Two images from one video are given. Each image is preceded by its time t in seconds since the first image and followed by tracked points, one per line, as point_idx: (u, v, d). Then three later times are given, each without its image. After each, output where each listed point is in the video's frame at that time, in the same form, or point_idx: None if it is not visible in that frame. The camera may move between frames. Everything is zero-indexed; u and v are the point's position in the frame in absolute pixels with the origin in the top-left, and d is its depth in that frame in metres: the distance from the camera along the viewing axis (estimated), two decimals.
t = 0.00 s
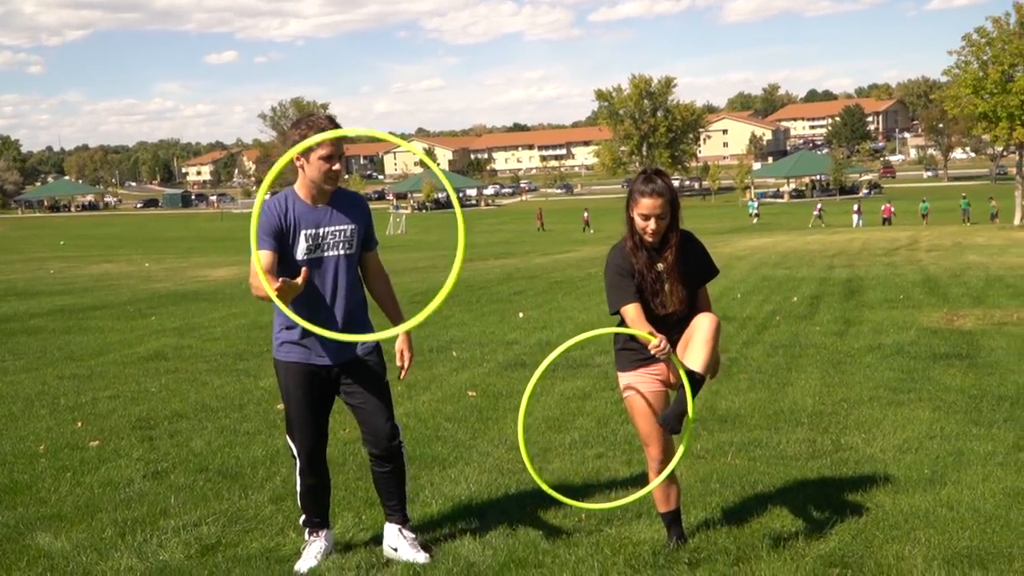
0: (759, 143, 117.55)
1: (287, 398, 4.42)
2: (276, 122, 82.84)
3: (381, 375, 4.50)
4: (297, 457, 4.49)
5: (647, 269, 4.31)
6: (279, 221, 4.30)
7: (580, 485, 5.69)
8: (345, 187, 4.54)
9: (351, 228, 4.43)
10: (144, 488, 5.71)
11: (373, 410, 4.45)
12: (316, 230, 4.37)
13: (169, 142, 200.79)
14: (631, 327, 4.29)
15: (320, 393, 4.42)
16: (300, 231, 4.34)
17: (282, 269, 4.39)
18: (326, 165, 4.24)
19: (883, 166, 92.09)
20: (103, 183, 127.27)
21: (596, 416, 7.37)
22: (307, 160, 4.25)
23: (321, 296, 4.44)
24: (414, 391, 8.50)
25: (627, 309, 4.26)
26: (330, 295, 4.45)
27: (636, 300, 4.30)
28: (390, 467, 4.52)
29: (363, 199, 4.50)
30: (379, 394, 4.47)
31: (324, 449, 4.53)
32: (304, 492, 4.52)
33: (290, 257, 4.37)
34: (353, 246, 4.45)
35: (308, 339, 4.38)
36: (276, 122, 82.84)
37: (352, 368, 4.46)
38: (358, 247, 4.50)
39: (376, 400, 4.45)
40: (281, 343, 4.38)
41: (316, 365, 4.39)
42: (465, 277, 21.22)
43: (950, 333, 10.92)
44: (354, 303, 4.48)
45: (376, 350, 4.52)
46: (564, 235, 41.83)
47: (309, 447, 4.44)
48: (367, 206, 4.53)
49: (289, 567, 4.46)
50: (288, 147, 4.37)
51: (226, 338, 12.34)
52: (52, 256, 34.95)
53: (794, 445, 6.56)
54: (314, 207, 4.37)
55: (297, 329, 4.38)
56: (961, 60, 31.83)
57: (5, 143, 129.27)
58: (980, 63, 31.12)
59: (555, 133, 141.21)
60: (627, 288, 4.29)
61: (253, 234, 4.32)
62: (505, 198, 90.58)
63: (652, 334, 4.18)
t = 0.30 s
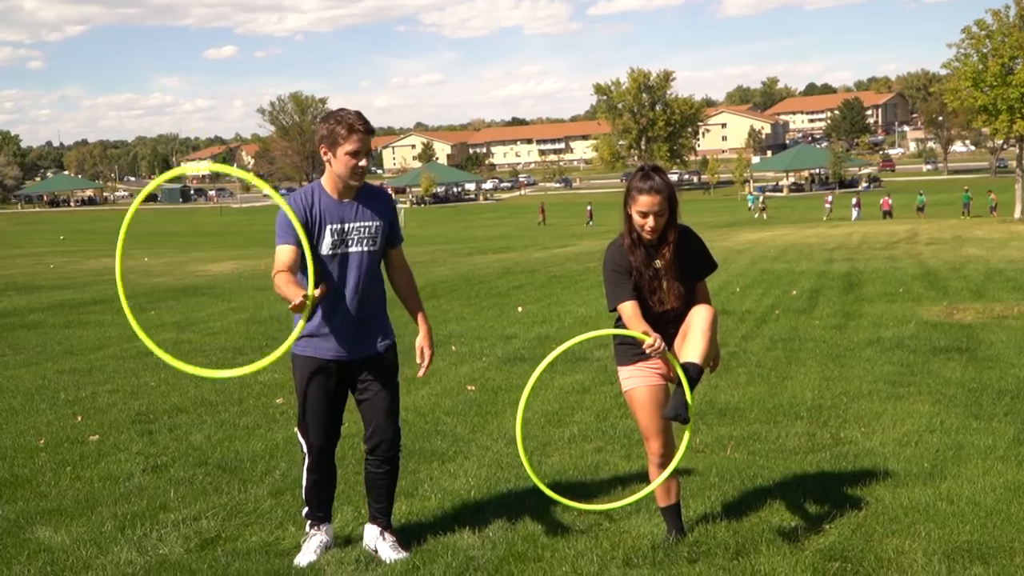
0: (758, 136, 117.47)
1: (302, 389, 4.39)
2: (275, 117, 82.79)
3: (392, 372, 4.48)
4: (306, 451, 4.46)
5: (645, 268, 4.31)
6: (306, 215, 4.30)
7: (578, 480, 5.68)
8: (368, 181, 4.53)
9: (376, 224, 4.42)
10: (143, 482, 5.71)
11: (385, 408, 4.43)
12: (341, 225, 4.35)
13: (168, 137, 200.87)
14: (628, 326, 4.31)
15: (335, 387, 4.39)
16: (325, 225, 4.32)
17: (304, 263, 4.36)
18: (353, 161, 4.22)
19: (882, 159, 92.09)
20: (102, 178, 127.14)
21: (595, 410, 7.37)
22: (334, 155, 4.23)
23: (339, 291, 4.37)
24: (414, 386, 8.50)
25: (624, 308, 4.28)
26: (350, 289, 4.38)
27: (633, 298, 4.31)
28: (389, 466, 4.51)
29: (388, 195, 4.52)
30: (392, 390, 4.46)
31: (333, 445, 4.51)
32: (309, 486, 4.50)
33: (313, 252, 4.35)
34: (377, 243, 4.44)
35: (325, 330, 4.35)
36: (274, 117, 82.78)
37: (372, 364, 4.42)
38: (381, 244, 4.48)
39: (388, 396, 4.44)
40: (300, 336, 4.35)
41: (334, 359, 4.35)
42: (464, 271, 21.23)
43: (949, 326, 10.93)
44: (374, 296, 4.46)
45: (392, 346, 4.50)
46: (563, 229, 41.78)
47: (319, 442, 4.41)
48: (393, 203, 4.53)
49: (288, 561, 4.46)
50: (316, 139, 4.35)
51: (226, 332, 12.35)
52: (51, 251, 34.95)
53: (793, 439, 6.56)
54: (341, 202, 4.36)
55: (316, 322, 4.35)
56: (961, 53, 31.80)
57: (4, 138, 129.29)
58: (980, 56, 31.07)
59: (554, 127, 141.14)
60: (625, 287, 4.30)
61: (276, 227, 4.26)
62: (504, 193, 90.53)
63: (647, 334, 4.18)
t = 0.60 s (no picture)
0: (759, 134, 117.41)
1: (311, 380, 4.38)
2: (277, 113, 82.85)
3: (402, 368, 4.46)
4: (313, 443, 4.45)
5: (644, 267, 4.32)
6: (320, 209, 4.31)
7: (580, 477, 5.67)
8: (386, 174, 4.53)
9: (391, 220, 4.42)
10: (143, 478, 5.71)
11: (392, 404, 4.43)
12: (356, 220, 4.36)
13: (170, 132, 200.82)
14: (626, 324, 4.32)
15: (344, 382, 4.38)
16: (340, 220, 4.33)
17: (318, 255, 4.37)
18: (369, 156, 4.19)
19: (884, 157, 92.02)
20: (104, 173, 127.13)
21: (596, 406, 7.37)
22: (351, 150, 4.20)
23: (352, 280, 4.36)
24: (415, 382, 8.51)
25: (623, 307, 4.30)
26: (365, 282, 4.36)
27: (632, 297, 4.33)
28: (393, 462, 4.50)
29: (405, 187, 4.50)
30: (401, 385, 4.45)
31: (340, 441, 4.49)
32: (313, 478, 4.50)
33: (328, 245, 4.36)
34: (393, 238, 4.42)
35: (336, 321, 4.34)
36: (276, 113, 82.84)
37: (386, 358, 4.39)
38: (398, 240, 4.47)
39: (396, 391, 4.44)
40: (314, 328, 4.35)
41: (345, 352, 4.34)
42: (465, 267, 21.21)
43: (949, 323, 10.93)
44: (391, 289, 4.42)
45: (405, 342, 4.47)
46: (564, 226, 41.74)
47: (326, 435, 4.41)
48: (410, 195, 4.53)
49: (288, 557, 4.46)
50: (334, 134, 4.33)
51: (227, 328, 12.34)
52: (53, 246, 34.93)
53: (793, 435, 6.56)
54: (356, 197, 4.36)
55: (329, 312, 4.35)
56: (961, 51, 31.77)
57: (6, 133, 129.46)
58: (980, 54, 31.03)
59: (555, 124, 141.03)
60: (625, 286, 4.31)
61: (291, 220, 4.30)
62: (505, 189, 90.46)
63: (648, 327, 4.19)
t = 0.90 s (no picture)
0: (759, 131, 117.34)
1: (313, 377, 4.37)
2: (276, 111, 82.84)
3: (403, 363, 4.48)
4: (315, 440, 4.44)
5: (641, 266, 4.31)
6: (323, 202, 4.27)
7: (581, 474, 5.67)
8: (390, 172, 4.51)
9: (394, 215, 4.40)
10: (144, 477, 5.71)
11: (390, 400, 4.43)
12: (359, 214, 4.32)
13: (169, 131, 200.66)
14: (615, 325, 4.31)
15: (346, 378, 4.37)
16: (343, 213, 4.28)
17: (320, 248, 4.33)
18: (373, 151, 4.22)
19: (883, 154, 91.97)
20: (103, 172, 126.99)
21: (595, 404, 7.37)
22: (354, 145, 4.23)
23: (359, 274, 4.36)
24: (415, 380, 8.51)
25: (618, 307, 4.27)
26: (369, 277, 4.37)
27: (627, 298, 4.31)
28: (392, 458, 4.50)
29: (409, 186, 4.48)
30: (401, 381, 4.46)
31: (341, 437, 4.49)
32: (315, 475, 4.49)
33: (330, 239, 4.32)
34: (394, 234, 4.42)
35: (339, 316, 4.34)
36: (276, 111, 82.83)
37: (389, 353, 4.42)
38: (399, 236, 4.46)
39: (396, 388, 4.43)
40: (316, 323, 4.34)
41: (348, 347, 4.33)
42: (465, 265, 21.19)
43: (949, 320, 10.94)
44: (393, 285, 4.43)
45: (405, 338, 4.50)
46: (564, 223, 41.71)
47: (329, 431, 4.40)
48: (413, 193, 4.51)
49: (289, 555, 4.46)
50: (338, 131, 4.37)
51: (227, 326, 12.33)
52: (52, 245, 34.93)
53: (794, 432, 6.56)
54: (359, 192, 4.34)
55: (330, 308, 4.35)
56: (961, 48, 31.75)
57: (6, 132, 129.47)
58: (980, 51, 31.01)
59: (555, 122, 140.95)
60: (620, 285, 4.29)
61: (294, 212, 4.28)
62: (504, 187, 90.40)
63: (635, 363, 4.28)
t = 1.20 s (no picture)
0: (759, 129, 117.31)
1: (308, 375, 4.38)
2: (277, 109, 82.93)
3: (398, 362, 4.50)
4: (312, 438, 4.46)
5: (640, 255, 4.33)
6: (320, 201, 4.23)
7: (582, 473, 5.68)
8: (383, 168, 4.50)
9: (390, 214, 4.39)
10: (146, 475, 5.72)
11: (386, 397, 4.45)
12: (355, 214, 4.30)
13: (169, 130, 200.82)
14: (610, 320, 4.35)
15: (342, 375, 4.39)
16: (340, 212, 4.26)
17: (315, 247, 4.31)
18: (371, 150, 4.19)
19: (884, 152, 91.94)
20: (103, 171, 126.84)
21: (597, 403, 7.37)
22: (352, 143, 4.20)
23: (354, 272, 4.39)
24: (416, 378, 8.52)
25: (612, 299, 4.30)
26: (364, 274, 4.40)
27: (621, 291, 4.33)
28: (389, 455, 4.53)
29: (403, 184, 4.48)
30: (396, 379, 4.48)
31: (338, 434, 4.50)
32: (314, 475, 4.50)
33: (326, 238, 4.31)
34: (389, 233, 4.42)
35: (335, 315, 4.33)
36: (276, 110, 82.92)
37: (384, 350, 4.43)
38: (394, 234, 4.47)
39: (391, 384, 4.46)
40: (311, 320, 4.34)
41: (342, 344, 4.34)
42: (465, 264, 21.21)
43: (950, 318, 10.93)
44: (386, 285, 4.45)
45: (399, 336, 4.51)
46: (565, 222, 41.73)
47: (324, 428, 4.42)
48: (406, 192, 4.50)
49: (290, 553, 4.48)
50: (335, 127, 4.32)
51: (229, 325, 12.35)
52: (54, 244, 35.00)
53: (795, 431, 6.57)
54: (355, 190, 4.32)
55: (326, 306, 4.34)
56: (961, 46, 31.75)
57: (7, 131, 129.70)
58: (980, 49, 31.01)
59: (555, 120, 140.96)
60: (616, 274, 4.32)
61: (291, 211, 4.21)
62: (505, 186, 90.36)
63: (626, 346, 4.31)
